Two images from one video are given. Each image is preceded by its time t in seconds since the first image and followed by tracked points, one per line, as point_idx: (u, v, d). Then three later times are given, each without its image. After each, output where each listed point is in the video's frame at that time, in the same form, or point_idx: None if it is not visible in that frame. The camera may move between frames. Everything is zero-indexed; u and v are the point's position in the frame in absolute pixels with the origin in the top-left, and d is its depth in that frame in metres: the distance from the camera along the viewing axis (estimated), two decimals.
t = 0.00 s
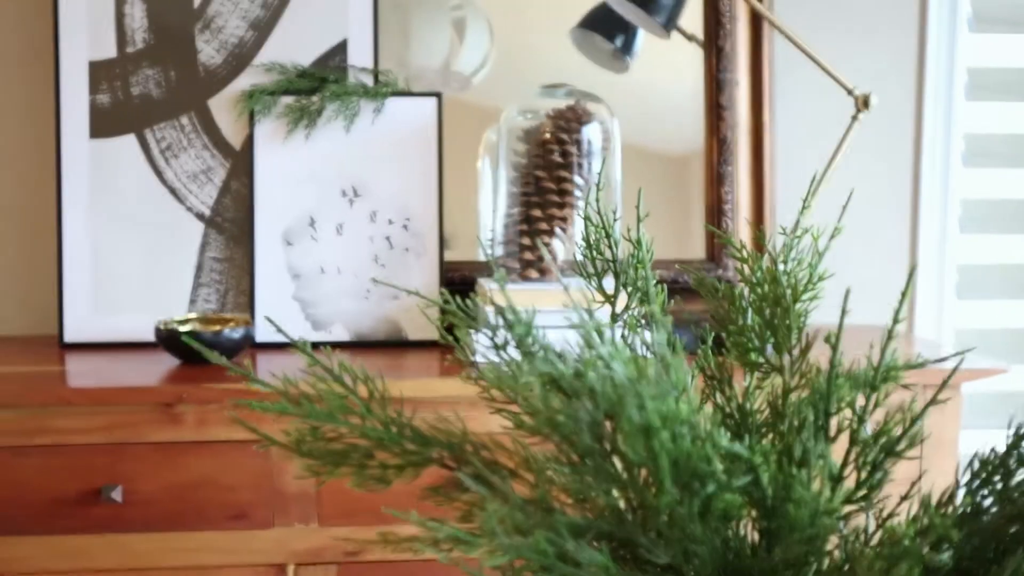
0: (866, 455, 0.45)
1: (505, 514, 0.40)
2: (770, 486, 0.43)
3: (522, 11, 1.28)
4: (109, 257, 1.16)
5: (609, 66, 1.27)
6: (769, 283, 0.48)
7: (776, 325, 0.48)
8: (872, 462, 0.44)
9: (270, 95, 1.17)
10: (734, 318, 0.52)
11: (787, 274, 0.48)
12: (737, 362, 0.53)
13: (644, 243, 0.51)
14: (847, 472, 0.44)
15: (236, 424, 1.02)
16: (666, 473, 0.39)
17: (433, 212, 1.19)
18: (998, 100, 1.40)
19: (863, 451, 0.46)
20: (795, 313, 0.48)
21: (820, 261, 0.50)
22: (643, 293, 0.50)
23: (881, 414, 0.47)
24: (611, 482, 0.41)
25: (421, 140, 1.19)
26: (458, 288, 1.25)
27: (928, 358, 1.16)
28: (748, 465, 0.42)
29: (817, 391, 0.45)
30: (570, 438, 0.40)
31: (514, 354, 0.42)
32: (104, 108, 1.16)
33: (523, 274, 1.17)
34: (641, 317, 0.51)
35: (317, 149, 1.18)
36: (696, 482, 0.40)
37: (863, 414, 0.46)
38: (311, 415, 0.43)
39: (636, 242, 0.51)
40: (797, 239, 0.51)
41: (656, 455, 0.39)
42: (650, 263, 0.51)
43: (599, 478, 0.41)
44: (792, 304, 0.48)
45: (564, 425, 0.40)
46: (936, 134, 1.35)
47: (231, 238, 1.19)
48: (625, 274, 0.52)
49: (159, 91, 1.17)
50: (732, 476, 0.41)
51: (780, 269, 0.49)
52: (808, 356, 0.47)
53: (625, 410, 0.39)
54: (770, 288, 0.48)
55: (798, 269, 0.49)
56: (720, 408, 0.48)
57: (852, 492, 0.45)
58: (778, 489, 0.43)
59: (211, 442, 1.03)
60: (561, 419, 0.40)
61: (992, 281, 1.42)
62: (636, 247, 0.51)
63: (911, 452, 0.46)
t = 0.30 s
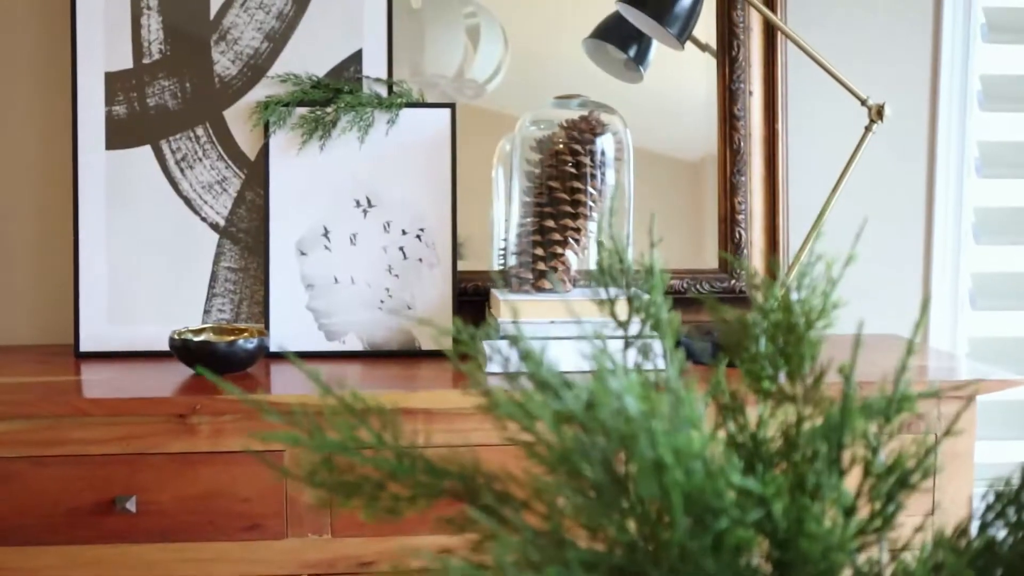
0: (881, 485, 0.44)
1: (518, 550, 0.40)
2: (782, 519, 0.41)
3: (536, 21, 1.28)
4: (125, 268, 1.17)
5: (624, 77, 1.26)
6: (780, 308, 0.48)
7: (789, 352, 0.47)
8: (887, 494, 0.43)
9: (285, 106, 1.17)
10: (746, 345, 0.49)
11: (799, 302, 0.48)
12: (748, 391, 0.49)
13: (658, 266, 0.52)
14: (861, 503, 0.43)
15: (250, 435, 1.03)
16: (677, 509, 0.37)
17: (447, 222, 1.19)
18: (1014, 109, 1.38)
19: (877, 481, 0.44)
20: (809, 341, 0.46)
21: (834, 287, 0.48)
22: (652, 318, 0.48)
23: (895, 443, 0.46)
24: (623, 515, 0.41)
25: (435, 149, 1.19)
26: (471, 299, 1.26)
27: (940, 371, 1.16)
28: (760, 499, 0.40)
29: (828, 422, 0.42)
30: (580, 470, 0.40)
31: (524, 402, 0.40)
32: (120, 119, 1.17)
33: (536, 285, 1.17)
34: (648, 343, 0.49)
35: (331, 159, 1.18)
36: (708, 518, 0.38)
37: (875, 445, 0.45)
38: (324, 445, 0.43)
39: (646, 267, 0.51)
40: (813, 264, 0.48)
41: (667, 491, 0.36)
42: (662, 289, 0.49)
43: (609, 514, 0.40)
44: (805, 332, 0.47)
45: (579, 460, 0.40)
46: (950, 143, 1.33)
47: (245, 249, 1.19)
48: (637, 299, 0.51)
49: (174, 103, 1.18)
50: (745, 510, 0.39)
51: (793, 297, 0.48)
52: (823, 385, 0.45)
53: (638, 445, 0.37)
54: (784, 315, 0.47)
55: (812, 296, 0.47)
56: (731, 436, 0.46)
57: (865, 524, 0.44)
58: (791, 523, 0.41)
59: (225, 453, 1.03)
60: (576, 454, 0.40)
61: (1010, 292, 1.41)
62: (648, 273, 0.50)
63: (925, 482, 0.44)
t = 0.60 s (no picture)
0: (888, 519, 0.43)
1: None
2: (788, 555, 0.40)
3: (543, 31, 1.28)
4: (133, 281, 1.17)
5: (631, 89, 1.25)
6: (784, 337, 0.48)
7: (795, 384, 0.46)
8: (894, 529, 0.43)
9: (292, 119, 1.17)
10: (750, 374, 0.47)
11: (805, 331, 0.48)
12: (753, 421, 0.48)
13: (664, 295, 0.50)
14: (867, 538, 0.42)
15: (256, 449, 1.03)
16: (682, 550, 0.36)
17: (454, 234, 1.19)
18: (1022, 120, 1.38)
19: (883, 515, 0.44)
20: (814, 371, 0.46)
21: (840, 316, 0.48)
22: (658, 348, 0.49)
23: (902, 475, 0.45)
24: (627, 551, 0.40)
25: (442, 162, 1.19)
26: (477, 311, 1.25)
27: (949, 385, 1.15)
28: (765, 535, 0.39)
29: (834, 455, 0.42)
30: (582, 507, 0.39)
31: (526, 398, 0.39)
32: (129, 132, 1.17)
33: (543, 298, 1.16)
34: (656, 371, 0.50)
35: (337, 173, 1.18)
36: (713, 559, 0.38)
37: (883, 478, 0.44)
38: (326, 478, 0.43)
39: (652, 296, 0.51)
40: (818, 292, 0.48)
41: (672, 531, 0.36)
42: (667, 317, 0.49)
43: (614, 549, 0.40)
44: (811, 362, 0.46)
45: (579, 498, 0.39)
46: (959, 154, 1.33)
47: (252, 262, 1.19)
48: (643, 326, 0.49)
49: (182, 115, 1.18)
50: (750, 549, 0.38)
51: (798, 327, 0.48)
52: (829, 421, 0.46)
53: (641, 482, 0.36)
54: (789, 344, 0.47)
55: (817, 327, 0.47)
56: (735, 469, 0.45)
57: (872, 557, 0.43)
58: (796, 558, 0.40)
59: (231, 466, 1.03)
60: (575, 492, 0.39)
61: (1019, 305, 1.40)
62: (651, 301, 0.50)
63: (933, 516, 0.43)
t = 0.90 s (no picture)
0: (895, 554, 0.43)
1: None
2: None
3: (551, 43, 1.28)
4: (140, 293, 1.17)
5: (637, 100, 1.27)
6: (790, 366, 0.46)
7: (802, 416, 0.45)
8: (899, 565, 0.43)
9: (300, 131, 1.17)
10: (758, 405, 0.47)
11: (813, 359, 0.46)
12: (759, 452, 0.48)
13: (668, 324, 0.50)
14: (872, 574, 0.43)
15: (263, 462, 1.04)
16: None
17: (461, 246, 1.19)
18: None
19: (890, 550, 0.44)
20: (821, 403, 0.45)
21: (848, 346, 0.47)
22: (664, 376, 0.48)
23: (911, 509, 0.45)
24: None
25: (449, 174, 1.19)
26: (484, 324, 1.25)
27: (958, 399, 1.14)
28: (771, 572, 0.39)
29: (841, 490, 0.42)
30: (587, 546, 0.40)
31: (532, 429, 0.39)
32: (136, 144, 1.17)
33: (550, 311, 1.16)
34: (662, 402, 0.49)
35: (344, 185, 1.18)
36: None
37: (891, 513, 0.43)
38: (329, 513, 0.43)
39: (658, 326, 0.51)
40: (826, 321, 0.48)
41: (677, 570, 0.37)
42: (672, 347, 0.49)
43: None
44: (818, 394, 0.45)
45: (583, 538, 0.40)
46: (967, 165, 1.32)
47: (259, 274, 1.19)
48: (649, 354, 0.48)
49: (190, 127, 1.18)
50: None
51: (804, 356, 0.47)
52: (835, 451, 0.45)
53: (646, 521, 0.37)
54: (795, 375, 0.46)
55: (825, 356, 0.46)
56: (742, 502, 0.46)
57: None
58: None
59: (237, 479, 1.03)
60: (579, 532, 0.39)
61: None
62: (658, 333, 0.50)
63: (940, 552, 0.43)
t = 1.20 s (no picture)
0: None
1: None
2: None
3: (559, 56, 1.28)
4: (149, 307, 1.18)
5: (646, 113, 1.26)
6: (795, 400, 0.46)
7: (807, 450, 0.45)
8: None
9: (309, 145, 1.17)
10: (762, 437, 0.47)
11: (818, 390, 0.46)
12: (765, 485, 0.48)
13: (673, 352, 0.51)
14: None
15: (271, 477, 1.04)
16: None
17: (470, 260, 1.19)
18: None
19: None
20: (827, 437, 0.45)
21: (853, 378, 0.47)
22: (669, 408, 0.49)
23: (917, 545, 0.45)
24: None
25: (457, 187, 1.19)
26: (493, 337, 1.25)
27: (968, 414, 1.14)
28: None
29: (845, 527, 0.42)
30: None
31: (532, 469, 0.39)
32: (146, 158, 1.17)
33: (558, 325, 1.16)
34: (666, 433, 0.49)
35: (353, 200, 1.18)
36: None
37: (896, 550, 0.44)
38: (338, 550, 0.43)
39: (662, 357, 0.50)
40: (831, 352, 0.48)
41: None
42: (677, 376, 0.49)
43: None
44: (823, 428, 0.45)
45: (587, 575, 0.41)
46: (977, 178, 1.32)
47: (268, 287, 1.20)
48: (654, 385, 0.50)
49: (199, 141, 1.18)
50: None
51: (809, 390, 0.46)
52: (841, 484, 0.45)
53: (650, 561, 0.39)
54: (800, 408, 0.46)
55: (830, 389, 0.46)
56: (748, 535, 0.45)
57: None
58: None
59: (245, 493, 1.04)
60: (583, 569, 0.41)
61: None
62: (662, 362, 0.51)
63: None
